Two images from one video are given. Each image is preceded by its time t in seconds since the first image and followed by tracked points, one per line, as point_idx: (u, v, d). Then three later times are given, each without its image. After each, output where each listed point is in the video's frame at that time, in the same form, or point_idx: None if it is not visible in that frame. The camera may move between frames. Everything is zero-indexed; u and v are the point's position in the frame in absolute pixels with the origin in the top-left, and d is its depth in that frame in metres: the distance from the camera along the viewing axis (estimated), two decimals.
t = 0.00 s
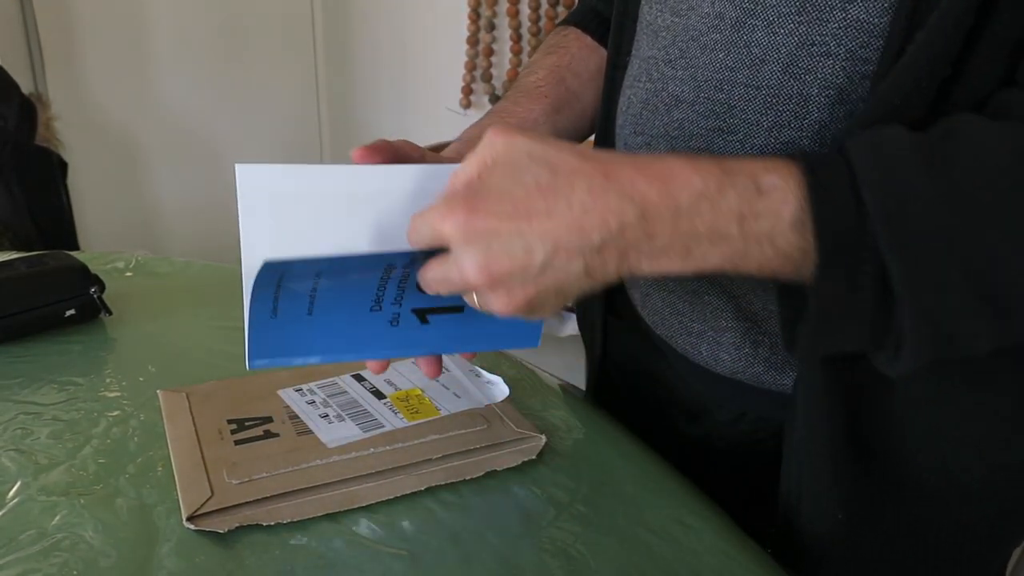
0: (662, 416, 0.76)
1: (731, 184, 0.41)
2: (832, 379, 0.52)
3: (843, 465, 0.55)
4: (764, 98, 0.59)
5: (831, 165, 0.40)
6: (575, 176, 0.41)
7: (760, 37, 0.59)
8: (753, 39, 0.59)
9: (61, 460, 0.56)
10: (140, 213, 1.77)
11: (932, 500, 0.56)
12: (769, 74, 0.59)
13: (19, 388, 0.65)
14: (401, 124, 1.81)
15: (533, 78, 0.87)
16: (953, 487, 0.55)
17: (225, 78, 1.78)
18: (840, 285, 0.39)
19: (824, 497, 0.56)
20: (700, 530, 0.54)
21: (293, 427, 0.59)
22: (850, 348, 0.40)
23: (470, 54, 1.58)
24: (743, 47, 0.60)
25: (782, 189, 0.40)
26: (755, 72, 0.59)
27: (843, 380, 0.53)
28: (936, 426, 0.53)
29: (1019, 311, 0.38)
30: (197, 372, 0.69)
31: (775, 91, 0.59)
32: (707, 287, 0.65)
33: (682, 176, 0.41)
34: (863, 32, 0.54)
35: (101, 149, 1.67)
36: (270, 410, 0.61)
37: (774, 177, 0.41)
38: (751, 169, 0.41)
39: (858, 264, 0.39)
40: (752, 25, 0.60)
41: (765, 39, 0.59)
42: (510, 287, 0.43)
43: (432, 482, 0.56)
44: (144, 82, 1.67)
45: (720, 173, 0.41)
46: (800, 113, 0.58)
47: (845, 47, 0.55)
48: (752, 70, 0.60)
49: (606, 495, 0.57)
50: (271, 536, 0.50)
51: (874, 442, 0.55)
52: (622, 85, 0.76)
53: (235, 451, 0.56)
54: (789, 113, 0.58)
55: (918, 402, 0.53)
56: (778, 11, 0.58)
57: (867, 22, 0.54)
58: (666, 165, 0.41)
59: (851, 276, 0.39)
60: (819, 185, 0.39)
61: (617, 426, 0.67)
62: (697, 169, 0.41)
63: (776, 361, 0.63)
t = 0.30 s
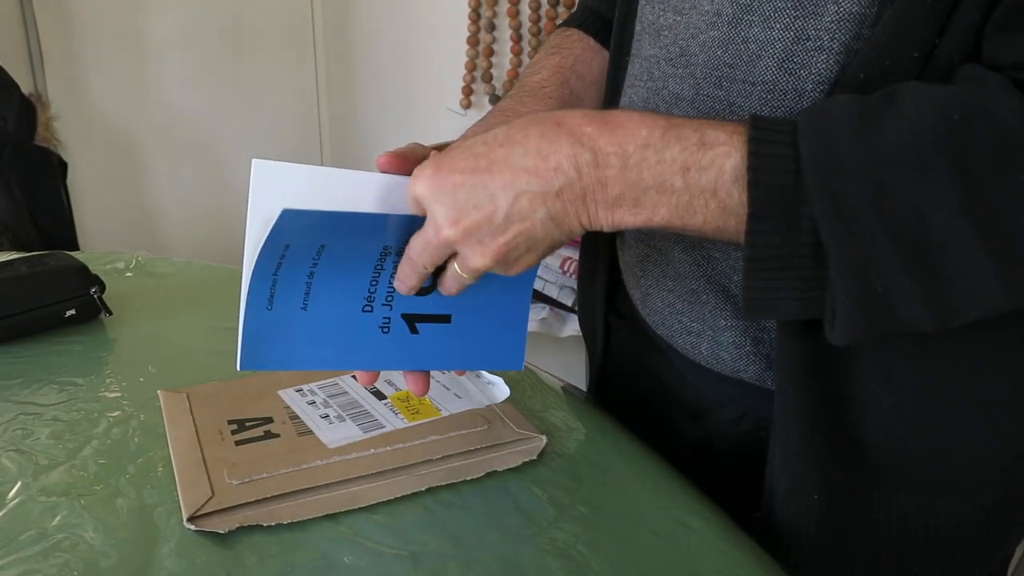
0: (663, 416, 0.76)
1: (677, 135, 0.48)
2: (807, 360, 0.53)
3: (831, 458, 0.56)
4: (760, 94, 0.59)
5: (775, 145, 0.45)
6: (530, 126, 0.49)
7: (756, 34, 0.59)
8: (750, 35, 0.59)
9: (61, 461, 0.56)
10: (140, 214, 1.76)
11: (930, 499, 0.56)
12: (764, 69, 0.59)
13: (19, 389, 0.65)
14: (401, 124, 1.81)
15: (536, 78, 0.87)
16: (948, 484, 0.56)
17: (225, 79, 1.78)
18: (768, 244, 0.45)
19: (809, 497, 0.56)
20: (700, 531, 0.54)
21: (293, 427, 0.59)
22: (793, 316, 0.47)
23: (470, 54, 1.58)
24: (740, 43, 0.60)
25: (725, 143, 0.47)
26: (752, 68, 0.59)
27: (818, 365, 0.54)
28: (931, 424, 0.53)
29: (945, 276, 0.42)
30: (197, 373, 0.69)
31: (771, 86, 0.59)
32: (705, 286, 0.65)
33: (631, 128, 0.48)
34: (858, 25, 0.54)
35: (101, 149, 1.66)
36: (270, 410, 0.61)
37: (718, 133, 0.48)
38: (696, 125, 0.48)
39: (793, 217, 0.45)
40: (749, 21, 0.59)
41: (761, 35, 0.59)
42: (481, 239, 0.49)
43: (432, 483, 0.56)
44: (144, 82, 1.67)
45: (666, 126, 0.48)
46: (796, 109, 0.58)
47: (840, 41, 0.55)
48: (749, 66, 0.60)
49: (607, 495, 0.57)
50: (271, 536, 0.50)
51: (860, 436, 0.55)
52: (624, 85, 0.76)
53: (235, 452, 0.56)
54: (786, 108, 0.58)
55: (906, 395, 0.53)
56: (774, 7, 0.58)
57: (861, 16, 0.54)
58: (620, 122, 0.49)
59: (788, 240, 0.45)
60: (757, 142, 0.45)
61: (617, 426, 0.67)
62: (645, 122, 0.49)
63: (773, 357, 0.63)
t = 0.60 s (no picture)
0: (663, 416, 0.76)
1: (726, 201, 0.42)
2: (821, 387, 0.53)
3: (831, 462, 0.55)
4: (760, 99, 0.59)
5: (826, 185, 0.41)
6: (558, 201, 0.43)
7: (756, 40, 0.59)
8: (749, 41, 0.59)
9: (62, 461, 0.56)
10: (140, 214, 1.77)
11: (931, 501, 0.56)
12: (764, 75, 0.59)
13: (20, 389, 0.65)
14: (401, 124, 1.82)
15: (535, 78, 0.87)
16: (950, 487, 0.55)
17: (225, 79, 1.78)
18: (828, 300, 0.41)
19: (811, 510, 0.57)
20: (700, 531, 0.54)
21: (294, 427, 0.59)
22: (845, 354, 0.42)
23: (470, 55, 1.59)
24: (740, 49, 0.60)
25: (779, 205, 0.42)
26: (751, 73, 0.59)
27: (830, 382, 0.53)
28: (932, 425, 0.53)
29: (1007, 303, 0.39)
30: (197, 373, 0.69)
31: (771, 92, 0.58)
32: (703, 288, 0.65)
33: (674, 196, 0.43)
34: (857, 33, 0.54)
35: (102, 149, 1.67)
36: (271, 410, 0.61)
37: (772, 192, 0.42)
38: (747, 184, 0.43)
39: (854, 269, 0.40)
40: (749, 27, 0.60)
41: (761, 41, 0.59)
42: (517, 320, 0.48)
43: (433, 483, 0.55)
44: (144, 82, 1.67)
45: (714, 191, 0.43)
46: (794, 114, 0.58)
47: (840, 48, 0.55)
48: (748, 72, 0.60)
49: (607, 496, 0.57)
50: (273, 537, 0.50)
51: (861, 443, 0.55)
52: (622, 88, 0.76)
53: (236, 452, 0.56)
54: (785, 114, 0.58)
55: (906, 400, 0.53)
56: (774, 13, 0.58)
57: (860, 23, 0.54)
58: (656, 185, 0.43)
59: (845, 295, 0.41)
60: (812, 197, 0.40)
61: (617, 426, 0.67)
62: (689, 187, 0.43)
63: (771, 360, 0.63)
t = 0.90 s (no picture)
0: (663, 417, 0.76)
1: (800, 317, 0.40)
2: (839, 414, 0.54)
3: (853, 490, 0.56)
4: (765, 105, 0.59)
5: (892, 263, 0.39)
6: (626, 336, 0.38)
7: (761, 46, 0.59)
8: (754, 47, 0.60)
9: (62, 462, 0.56)
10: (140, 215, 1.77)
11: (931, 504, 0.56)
12: (769, 82, 0.58)
13: (21, 390, 0.65)
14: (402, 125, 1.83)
15: (530, 79, 0.87)
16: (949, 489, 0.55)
17: (225, 80, 1.78)
18: (915, 376, 0.39)
19: (834, 536, 0.56)
20: (701, 532, 0.54)
21: (294, 428, 0.59)
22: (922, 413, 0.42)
23: (470, 56, 1.59)
24: (744, 55, 0.60)
25: (852, 310, 0.40)
26: (756, 80, 0.59)
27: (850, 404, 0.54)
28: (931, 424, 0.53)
29: None
30: (197, 373, 0.69)
31: (776, 98, 0.58)
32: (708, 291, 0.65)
33: (744, 316, 0.39)
34: (863, 41, 0.54)
35: (102, 150, 1.66)
36: (270, 411, 0.61)
37: (841, 295, 0.40)
38: (814, 291, 0.40)
39: (929, 349, 0.39)
40: (753, 33, 0.60)
41: (766, 48, 0.59)
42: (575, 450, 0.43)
43: (433, 484, 0.56)
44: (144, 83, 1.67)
45: (785, 306, 0.40)
46: (800, 121, 0.57)
47: (846, 56, 0.55)
48: (753, 78, 0.59)
49: (606, 497, 0.57)
50: (273, 537, 0.50)
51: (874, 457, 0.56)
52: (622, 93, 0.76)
53: (235, 453, 0.56)
54: (790, 120, 0.57)
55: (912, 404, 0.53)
56: (779, 20, 0.58)
57: (867, 31, 0.53)
58: (722, 301, 0.40)
59: (930, 376, 0.40)
60: (889, 290, 0.39)
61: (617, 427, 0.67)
62: (758, 306, 0.40)
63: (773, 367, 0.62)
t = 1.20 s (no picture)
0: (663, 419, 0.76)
1: (792, 380, 0.44)
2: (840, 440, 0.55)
3: (851, 496, 0.55)
4: (765, 108, 0.59)
5: (883, 317, 0.43)
6: (627, 418, 0.42)
7: (761, 48, 0.59)
8: (754, 49, 0.59)
9: (62, 463, 0.56)
10: (140, 217, 1.77)
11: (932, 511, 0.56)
12: (770, 84, 0.59)
13: (21, 391, 0.65)
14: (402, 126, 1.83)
15: (531, 79, 0.87)
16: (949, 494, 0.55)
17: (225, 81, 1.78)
18: (911, 426, 0.43)
19: (833, 540, 0.57)
20: (701, 533, 0.54)
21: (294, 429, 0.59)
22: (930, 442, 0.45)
23: (470, 58, 1.59)
24: (744, 57, 0.60)
25: (842, 367, 0.44)
26: (756, 83, 0.59)
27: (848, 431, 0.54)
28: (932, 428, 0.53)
29: None
30: (197, 375, 0.69)
31: (777, 101, 0.58)
32: (709, 294, 0.65)
33: (737, 389, 0.43)
34: (865, 44, 0.54)
35: (102, 151, 1.66)
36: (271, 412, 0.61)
37: (832, 354, 0.44)
38: (805, 353, 0.44)
39: (926, 395, 0.43)
40: (754, 36, 0.60)
41: (767, 50, 0.59)
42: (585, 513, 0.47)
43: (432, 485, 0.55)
44: (144, 85, 1.67)
45: (778, 374, 0.44)
46: (800, 124, 0.57)
47: (847, 58, 0.54)
48: (753, 80, 0.59)
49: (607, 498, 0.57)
50: (273, 538, 0.50)
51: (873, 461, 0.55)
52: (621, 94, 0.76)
53: (235, 454, 0.56)
54: (790, 123, 0.57)
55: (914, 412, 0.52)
56: (779, 22, 0.58)
57: (867, 34, 0.53)
58: (714, 375, 0.44)
59: (927, 417, 0.43)
60: (877, 346, 0.42)
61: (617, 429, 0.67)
62: (750, 376, 0.44)
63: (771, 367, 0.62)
